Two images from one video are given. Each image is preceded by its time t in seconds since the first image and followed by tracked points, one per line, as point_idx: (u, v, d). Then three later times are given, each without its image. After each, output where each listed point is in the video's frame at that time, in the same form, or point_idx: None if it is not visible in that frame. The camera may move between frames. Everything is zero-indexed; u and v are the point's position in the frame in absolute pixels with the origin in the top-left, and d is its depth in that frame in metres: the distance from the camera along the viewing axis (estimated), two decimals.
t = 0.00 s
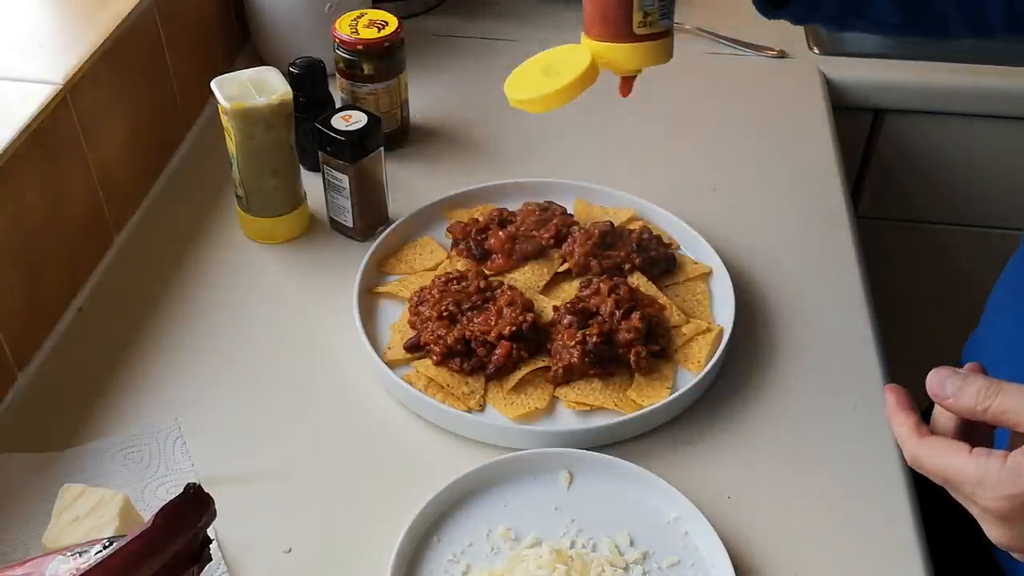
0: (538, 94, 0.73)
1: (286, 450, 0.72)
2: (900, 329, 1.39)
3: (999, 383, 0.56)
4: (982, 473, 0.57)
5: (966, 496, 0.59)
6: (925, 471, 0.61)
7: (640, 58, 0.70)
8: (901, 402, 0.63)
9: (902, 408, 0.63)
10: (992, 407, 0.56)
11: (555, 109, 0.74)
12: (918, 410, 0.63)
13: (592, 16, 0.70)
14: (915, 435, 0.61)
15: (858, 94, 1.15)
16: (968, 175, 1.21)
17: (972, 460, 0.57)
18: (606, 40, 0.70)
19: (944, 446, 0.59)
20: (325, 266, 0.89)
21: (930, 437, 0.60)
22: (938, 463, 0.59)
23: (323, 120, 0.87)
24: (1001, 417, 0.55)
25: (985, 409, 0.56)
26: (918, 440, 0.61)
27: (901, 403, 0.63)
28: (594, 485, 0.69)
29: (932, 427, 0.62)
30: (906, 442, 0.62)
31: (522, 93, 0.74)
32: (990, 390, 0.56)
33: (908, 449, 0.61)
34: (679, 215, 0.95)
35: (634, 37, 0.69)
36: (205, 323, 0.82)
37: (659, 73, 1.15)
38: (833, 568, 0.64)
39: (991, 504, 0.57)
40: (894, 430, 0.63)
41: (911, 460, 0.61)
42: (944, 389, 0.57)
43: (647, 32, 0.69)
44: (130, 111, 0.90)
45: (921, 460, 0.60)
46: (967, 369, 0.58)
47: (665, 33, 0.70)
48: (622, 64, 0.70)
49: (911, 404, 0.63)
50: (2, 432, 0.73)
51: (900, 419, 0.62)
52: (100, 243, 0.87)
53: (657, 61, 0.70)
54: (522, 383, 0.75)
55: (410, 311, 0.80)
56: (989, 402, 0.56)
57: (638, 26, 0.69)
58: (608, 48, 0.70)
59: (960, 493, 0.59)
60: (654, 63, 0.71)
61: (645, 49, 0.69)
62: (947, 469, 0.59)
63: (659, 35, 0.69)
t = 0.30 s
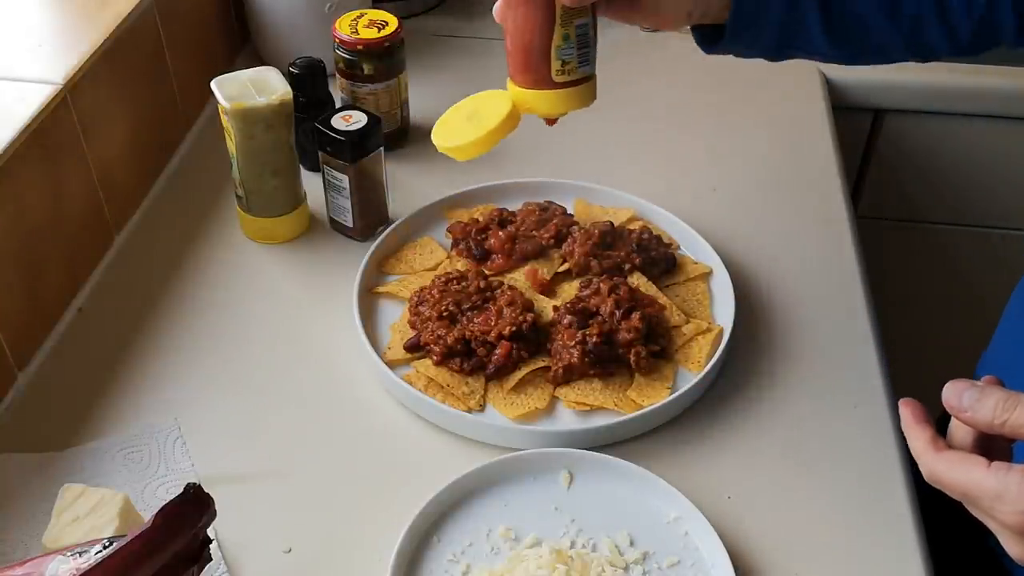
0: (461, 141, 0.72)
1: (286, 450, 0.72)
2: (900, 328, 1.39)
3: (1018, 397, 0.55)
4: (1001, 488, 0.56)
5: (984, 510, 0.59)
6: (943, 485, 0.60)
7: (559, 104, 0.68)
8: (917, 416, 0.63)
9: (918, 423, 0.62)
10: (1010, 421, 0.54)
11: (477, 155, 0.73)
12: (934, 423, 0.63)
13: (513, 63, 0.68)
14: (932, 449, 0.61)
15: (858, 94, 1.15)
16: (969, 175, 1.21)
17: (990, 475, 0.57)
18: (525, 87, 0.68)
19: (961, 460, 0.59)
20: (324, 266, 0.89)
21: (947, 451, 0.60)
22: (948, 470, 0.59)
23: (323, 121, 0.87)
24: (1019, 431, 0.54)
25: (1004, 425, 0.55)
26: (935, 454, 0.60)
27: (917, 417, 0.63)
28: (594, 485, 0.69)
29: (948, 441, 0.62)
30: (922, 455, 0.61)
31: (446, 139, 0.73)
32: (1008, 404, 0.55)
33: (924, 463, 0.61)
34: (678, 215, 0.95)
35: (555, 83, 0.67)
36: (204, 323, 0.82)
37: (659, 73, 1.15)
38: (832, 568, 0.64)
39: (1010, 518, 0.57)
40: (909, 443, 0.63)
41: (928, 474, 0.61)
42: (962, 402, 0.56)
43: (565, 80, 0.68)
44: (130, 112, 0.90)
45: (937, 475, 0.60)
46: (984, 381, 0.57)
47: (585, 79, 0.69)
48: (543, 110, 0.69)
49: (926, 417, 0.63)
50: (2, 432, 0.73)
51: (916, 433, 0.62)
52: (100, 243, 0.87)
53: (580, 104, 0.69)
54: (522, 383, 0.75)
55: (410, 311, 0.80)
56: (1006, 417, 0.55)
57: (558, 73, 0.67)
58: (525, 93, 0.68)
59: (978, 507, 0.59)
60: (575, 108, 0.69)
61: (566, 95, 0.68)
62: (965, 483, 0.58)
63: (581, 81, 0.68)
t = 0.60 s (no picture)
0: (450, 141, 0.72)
1: (286, 450, 0.72)
2: (900, 328, 1.39)
3: (1012, 391, 0.56)
4: (997, 481, 0.57)
5: (980, 505, 0.59)
6: (937, 479, 0.61)
7: (545, 104, 0.66)
8: (912, 411, 0.63)
9: (913, 418, 0.63)
10: (1005, 415, 0.55)
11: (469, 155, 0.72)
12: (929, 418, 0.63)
13: (500, 65, 0.66)
14: (927, 444, 0.61)
15: (858, 95, 1.15)
16: (968, 175, 1.21)
17: (986, 469, 0.57)
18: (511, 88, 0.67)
19: (957, 454, 0.59)
20: (324, 266, 0.89)
21: (942, 446, 0.60)
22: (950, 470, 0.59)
23: (323, 120, 0.87)
24: (1013, 425, 0.55)
25: (1001, 421, 0.55)
26: (930, 449, 0.61)
27: (912, 413, 0.63)
28: (594, 485, 0.69)
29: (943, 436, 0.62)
30: (917, 450, 0.61)
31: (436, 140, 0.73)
32: (1002, 398, 0.55)
33: (920, 458, 0.61)
34: (678, 214, 0.95)
35: (542, 83, 0.66)
36: (204, 323, 0.82)
37: (659, 73, 1.15)
38: (832, 568, 0.64)
39: (1005, 512, 0.57)
40: (904, 438, 0.63)
41: (923, 469, 0.61)
42: (956, 398, 0.57)
43: (552, 79, 0.66)
44: (130, 112, 0.90)
45: (933, 470, 0.60)
46: (978, 377, 0.58)
47: (573, 79, 0.66)
48: (531, 112, 0.67)
49: (922, 413, 0.63)
50: (2, 432, 0.73)
51: (911, 428, 0.62)
52: (100, 243, 0.87)
53: (570, 103, 0.67)
54: (522, 383, 0.75)
55: (410, 311, 0.80)
56: (1001, 411, 0.55)
57: (544, 73, 0.65)
58: (512, 94, 0.67)
59: (973, 501, 0.59)
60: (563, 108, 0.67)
61: (554, 95, 0.66)
62: (959, 477, 0.59)
63: (568, 80, 0.66)
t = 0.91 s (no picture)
0: (400, 82, 0.80)
1: (286, 451, 0.72)
2: (900, 329, 1.39)
3: (995, 367, 0.56)
4: (975, 455, 0.57)
5: (959, 479, 0.59)
6: (920, 455, 0.61)
7: (495, 59, 0.72)
8: (897, 387, 0.63)
9: (898, 394, 0.63)
10: (986, 391, 0.56)
11: (415, 97, 0.81)
12: (914, 396, 0.63)
13: (454, 19, 0.73)
14: (910, 420, 0.61)
15: (858, 95, 1.15)
16: (968, 175, 1.21)
17: (966, 444, 0.57)
18: (464, 41, 0.73)
19: (939, 429, 0.59)
20: (324, 266, 0.89)
21: (925, 423, 0.60)
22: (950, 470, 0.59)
23: (323, 120, 0.87)
24: (995, 401, 0.55)
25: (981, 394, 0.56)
26: (912, 425, 0.61)
27: (898, 390, 0.63)
28: (594, 485, 0.69)
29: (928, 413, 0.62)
30: (901, 426, 0.62)
31: (383, 80, 0.82)
32: (984, 374, 0.56)
33: (904, 434, 0.61)
34: (678, 215, 0.95)
35: (492, 38, 0.71)
36: (204, 323, 0.82)
37: (659, 73, 1.15)
38: (833, 568, 0.64)
39: (981, 486, 0.57)
40: (890, 415, 0.63)
41: (905, 443, 0.61)
42: (939, 374, 0.57)
43: (500, 34, 0.71)
44: (129, 112, 0.90)
45: (915, 445, 0.60)
46: (963, 356, 0.58)
47: (522, 36, 0.72)
48: (483, 66, 0.73)
49: (907, 390, 0.63)
50: (2, 432, 0.73)
51: (896, 404, 0.62)
52: (100, 243, 0.87)
53: (520, 60, 0.73)
54: (522, 383, 0.75)
55: (410, 311, 0.80)
56: (983, 387, 0.56)
57: (493, 28, 0.71)
58: (466, 46, 0.73)
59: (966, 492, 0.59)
60: (512, 65, 0.73)
61: (503, 50, 0.72)
62: (940, 453, 0.59)
63: (518, 38, 0.72)
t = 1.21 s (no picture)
0: (341, 125, 0.82)
1: (285, 451, 0.72)
2: (900, 329, 1.39)
3: (989, 358, 0.56)
4: (973, 446, 0.57)
5: (958, 469, 0.59)
6: (919, 446, 0.61)
7: (435, 97, 0.71)
8: (894, 380, 0.63)
9: (895, 387, 0.63)
10: (982, 382, 0.56)
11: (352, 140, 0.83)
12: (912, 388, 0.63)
13: (392, 63, 0.71)
14: (908, 412, 0.61)
15: (858, 94, 1.15)
16: (967, 174, 1.21)
17: (964, 435, 0.57)
18: (402, 85, 0.72)
19: (938, 421, 0.59)
20: (324, 267, 0.89)
21: (923, 414, 0.60)
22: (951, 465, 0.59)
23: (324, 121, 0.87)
24: (991, 392, 0.55)
25: (978, 387, 0.56)
26: (910, 417, 0.61)
27: (896, 383, 0.63)
28: (594, 485, 0.69)
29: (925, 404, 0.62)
30: (899, 419, 0.62)
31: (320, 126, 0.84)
32: (979, 365, 0.56)
33: (902, 427, 0.61)
34: (678, 215, 0.95)
35: (430, 78, 0.70)
36: (203, 323, 0.82)
37: (659, 73, 1.15)
38: (833, 568, 0.64)
39: (981, 476, 0.57)
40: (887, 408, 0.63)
41: (903, 436, 0.61)
42: (936, 366, 0.57)
43: (438, 73, 0.70)
44: (129, 112, 0.90)
45: (913, 437, 0.61)
46: (958, 347, 0.58)
47: (460, 75, 0.71)
48: (423, 105, 0.72)
49: (904, 382, 0.63)
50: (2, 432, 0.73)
51: (893, 397, 0.62)
52: (100, 243, 0.87)
53: (462, 98, 0.72)
54: (522, 383, 0.75)
55: (410, 311, 0.80)
56: (979, 377, 0.56)
57: (430, 67, 0.70)
58: (405, 89, 0.71)
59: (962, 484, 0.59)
60: (452, 104, 0.72)
61: (443, 89, 0.71)
62: (938, 443, 0.59)
63: (456, 75, 0.71)
